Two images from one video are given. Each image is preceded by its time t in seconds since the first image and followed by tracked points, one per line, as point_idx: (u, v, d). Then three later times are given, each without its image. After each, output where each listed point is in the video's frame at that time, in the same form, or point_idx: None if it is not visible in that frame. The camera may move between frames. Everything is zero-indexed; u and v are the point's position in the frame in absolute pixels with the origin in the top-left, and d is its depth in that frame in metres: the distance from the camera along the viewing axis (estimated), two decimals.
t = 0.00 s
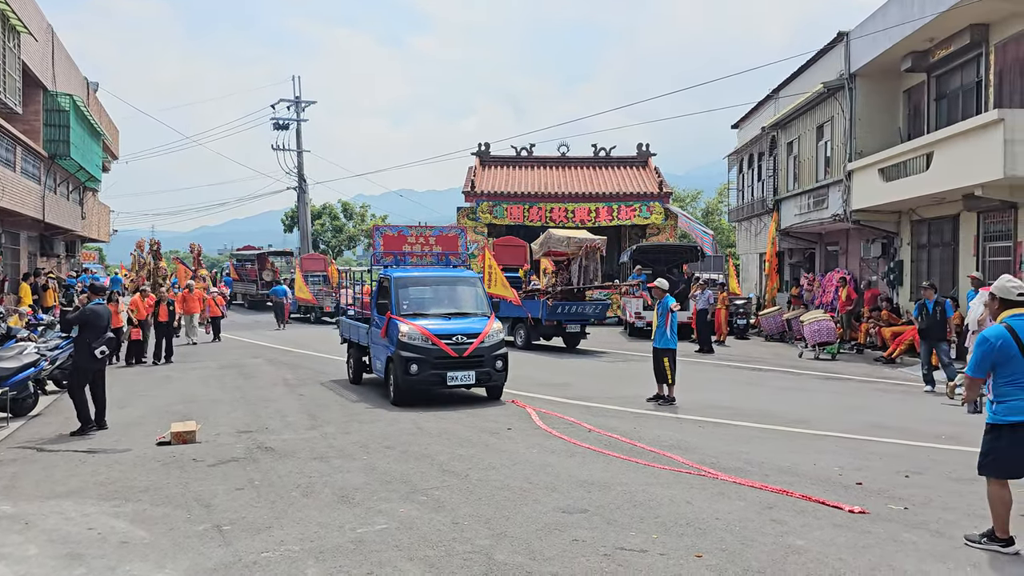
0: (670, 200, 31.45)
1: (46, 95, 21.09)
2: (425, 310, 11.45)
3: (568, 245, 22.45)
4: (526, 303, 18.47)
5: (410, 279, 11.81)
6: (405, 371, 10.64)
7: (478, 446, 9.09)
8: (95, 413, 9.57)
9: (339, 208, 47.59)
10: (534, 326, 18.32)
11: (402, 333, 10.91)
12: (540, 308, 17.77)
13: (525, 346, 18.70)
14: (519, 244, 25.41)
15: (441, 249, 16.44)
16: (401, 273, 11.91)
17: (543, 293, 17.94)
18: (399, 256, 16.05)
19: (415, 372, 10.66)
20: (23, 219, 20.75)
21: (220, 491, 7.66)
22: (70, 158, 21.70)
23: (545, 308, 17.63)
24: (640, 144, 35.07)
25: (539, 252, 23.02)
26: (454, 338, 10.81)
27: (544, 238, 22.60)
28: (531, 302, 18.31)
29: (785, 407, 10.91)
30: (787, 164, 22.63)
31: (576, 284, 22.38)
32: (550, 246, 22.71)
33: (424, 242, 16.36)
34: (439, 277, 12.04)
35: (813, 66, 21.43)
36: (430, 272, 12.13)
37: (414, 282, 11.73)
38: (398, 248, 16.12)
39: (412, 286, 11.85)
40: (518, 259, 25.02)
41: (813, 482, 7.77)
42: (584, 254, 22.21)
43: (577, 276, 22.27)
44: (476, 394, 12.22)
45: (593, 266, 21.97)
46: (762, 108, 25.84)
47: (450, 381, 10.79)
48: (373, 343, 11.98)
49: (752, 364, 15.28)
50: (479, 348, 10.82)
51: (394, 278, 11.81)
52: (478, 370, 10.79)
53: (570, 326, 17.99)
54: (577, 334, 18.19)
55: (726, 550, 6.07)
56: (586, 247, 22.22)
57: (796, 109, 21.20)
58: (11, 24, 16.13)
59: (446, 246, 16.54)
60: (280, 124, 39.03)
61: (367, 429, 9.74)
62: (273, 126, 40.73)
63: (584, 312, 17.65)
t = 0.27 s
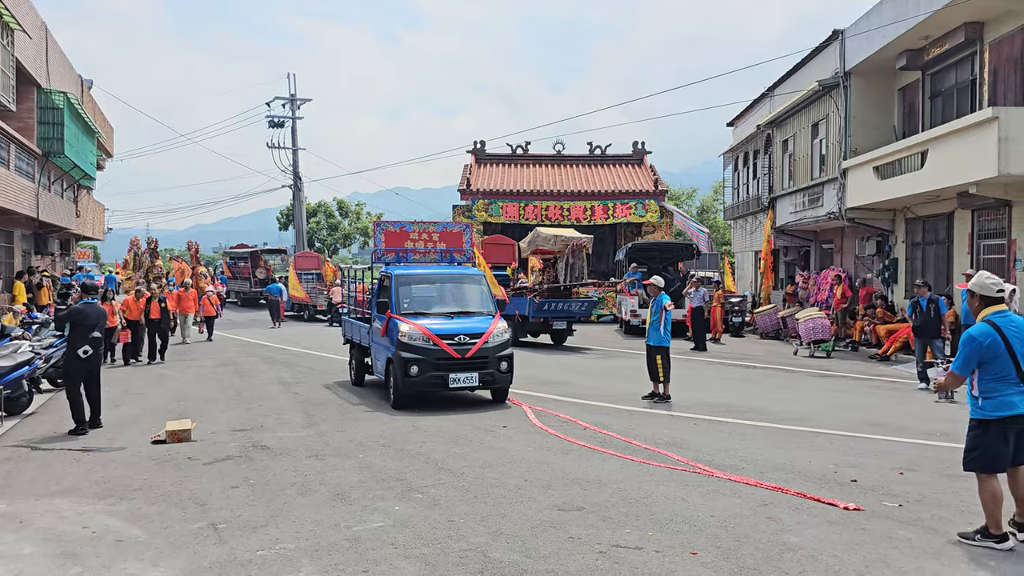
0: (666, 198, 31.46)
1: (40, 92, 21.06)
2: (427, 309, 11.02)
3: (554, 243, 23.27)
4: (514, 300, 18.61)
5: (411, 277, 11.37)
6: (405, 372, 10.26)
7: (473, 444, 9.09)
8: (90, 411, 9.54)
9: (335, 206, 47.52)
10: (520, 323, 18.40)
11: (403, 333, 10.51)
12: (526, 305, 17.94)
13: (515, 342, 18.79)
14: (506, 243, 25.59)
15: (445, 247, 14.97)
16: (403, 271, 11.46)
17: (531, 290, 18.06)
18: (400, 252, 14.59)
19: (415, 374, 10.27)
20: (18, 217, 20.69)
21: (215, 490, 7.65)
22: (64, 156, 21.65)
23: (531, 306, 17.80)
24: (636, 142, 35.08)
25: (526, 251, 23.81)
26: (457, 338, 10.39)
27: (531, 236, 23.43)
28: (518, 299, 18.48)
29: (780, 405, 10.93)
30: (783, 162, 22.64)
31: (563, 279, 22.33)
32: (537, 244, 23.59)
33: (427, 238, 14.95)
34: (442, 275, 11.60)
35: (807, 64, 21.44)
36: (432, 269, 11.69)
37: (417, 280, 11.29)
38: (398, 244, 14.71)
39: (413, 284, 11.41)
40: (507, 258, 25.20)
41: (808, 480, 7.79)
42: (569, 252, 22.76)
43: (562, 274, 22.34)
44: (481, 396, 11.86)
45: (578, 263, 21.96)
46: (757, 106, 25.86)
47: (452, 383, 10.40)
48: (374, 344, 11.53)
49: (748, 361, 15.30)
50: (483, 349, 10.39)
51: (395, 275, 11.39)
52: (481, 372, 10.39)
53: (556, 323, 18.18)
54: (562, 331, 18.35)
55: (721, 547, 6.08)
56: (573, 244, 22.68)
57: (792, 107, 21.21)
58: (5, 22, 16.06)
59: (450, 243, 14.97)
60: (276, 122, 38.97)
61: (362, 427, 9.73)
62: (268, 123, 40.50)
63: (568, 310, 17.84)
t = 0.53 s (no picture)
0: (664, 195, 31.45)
1: (37, 88, 20.96)
2: (433, 307, 10.50)
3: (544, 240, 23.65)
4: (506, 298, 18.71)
5: (416, 273, 10.84)
6: (407, 374, 9.75)
7: (471, 441, 9.09)
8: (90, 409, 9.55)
9: (333, 203, 47.48)
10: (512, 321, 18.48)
11: (405, 333, 9.98)
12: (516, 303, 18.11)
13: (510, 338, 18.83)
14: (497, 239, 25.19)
15: (452, 242, 14.83)
16: (408, 267, 10.92)
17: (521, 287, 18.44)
18: (406, 250, 14.49)
19: (418, 375, 9.75)
20: (15, 214, 20.65)
21: (213, 487, 7.64)
22: (62, 152, 21.61)
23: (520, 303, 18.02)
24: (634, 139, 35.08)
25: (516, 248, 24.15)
26: (463, 338, 9.86)
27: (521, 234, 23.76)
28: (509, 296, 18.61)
29: (778, 402, 10.94)
30: (781, 159, 22.63)
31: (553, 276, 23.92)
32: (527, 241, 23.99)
33: (433, 233, 14.79)
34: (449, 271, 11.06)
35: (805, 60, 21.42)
36: (439, 265, 11.16)
37: (423, 276, 10.76)
38: (403, 240, 14.52)
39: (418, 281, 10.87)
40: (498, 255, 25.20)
41: (806, 477, 7.80)
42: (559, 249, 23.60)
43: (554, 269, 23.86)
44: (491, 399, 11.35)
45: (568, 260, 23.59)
46: (755, 103, 25.85)
47: (457, 385, 9.87)
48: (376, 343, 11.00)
49: (745, 358, 15.31)
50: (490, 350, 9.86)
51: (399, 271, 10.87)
52: (488, 374, 9.85)
53: (546, 319, 18.23)
54: (552, 327, 18.34)
55: (719, 544, 6.08)
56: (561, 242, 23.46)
57: (790, 104, 21.18)
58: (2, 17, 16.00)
59: (457, 236, 14.89)
60: (274, 119, 38.92)
61: (360, 423, 9.73)
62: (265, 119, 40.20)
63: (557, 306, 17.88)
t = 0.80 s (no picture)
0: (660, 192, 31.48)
1: (32, 85, 20.87)
2: (438, 306, 10.14)
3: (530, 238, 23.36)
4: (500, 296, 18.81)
5: (421, 271, 10.51)
6: (410, 377, 9.36)
7: (467, 438, 9.09)
8: (88, 405, 9.53)
9: (329, 199, 47.40)
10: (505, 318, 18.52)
11: (408, 333, 9.62)
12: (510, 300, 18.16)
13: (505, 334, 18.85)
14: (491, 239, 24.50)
15: (459, 236, 14.44)
16: (411, 264, 10.63)
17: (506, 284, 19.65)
18: (411, 245, 14.08)
19: (421, 378, 9.35)
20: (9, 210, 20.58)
21: (208, 484, 7.63)
22: (57, 149, 21.54)
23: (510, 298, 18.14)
24: (630, 136, 35.09)
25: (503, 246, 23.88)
26: (470, 338, 9.47)
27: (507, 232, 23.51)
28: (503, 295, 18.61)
29: (773, 399, 10.96)
30: (777, 157, 22.66)
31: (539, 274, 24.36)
32: (514, 239, 23.65)
33: (439, 227, 14.35)
34: (456, 268, 10.71)
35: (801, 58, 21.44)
36: (445, 262, 10.83)
37: (427, 274, 10.45)
38: (409, 235, 14.17)
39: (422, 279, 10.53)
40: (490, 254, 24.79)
41: (801, 473, 7.82)
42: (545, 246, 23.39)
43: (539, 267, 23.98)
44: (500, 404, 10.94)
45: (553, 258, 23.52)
46: (751, 100, 25.87)
47: (463, 388, 9.46)
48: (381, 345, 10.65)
49: (741, 355, 15.32)
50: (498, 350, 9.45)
51: (403, 268, 10.54)
52: (495, 377, 9.44)
53: (534, 315, 18.20)
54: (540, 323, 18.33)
55: (715, 541, 6.09)
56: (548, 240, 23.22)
57: (786, 102, 21.20)
58: None
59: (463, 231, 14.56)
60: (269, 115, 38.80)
61: (356, 420, 9.73)
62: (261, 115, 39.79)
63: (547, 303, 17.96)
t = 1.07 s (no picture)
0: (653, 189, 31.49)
1: (23, 78, 20.68)
2: (444, 305, 9.56)
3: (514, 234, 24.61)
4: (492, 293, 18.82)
5: (425, 266, 9.90)
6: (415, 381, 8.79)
7: (459, 434, 9.10)
8: (80, 401, 9.49)
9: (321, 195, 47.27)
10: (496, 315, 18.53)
11: (412, 332, 9.05)
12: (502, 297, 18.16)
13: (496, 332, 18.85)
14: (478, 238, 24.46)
15: (467, 232, 11.58)
16: (416, 260, 9.98)
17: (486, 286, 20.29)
18: (414, 238, 11.31)
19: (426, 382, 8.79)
20: None
21: (199, 480, 7.62)
22: (47, 143, 21.41)
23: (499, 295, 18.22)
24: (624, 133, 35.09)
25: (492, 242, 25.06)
26: (479, 339, 8.90)
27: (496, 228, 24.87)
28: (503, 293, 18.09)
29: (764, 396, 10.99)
30: (769, 154, 22.69)
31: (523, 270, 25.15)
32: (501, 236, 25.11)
33: (444, 220, 11.60)
34: (463, 263, 10.09)
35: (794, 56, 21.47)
36: (451, 257, 10.23)
37: (432, 270, 9.84)
38: (410, 228, 11.42)
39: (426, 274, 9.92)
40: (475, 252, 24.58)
41: (792, 470, 7.84)
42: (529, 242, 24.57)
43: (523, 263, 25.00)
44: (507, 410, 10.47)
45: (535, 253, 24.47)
46: (744, 98, 25.89)
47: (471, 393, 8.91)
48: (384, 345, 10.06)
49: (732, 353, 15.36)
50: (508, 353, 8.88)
51: (406, 263, 9.93)
52: (506, 381, 8.89)
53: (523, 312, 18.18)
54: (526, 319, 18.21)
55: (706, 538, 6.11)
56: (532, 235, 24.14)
57: (779, 99, 21.21)
58: None
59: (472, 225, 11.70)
60: (261, 110, 38.63)
61: (347, 416, 9.72)
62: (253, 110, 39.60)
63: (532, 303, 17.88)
